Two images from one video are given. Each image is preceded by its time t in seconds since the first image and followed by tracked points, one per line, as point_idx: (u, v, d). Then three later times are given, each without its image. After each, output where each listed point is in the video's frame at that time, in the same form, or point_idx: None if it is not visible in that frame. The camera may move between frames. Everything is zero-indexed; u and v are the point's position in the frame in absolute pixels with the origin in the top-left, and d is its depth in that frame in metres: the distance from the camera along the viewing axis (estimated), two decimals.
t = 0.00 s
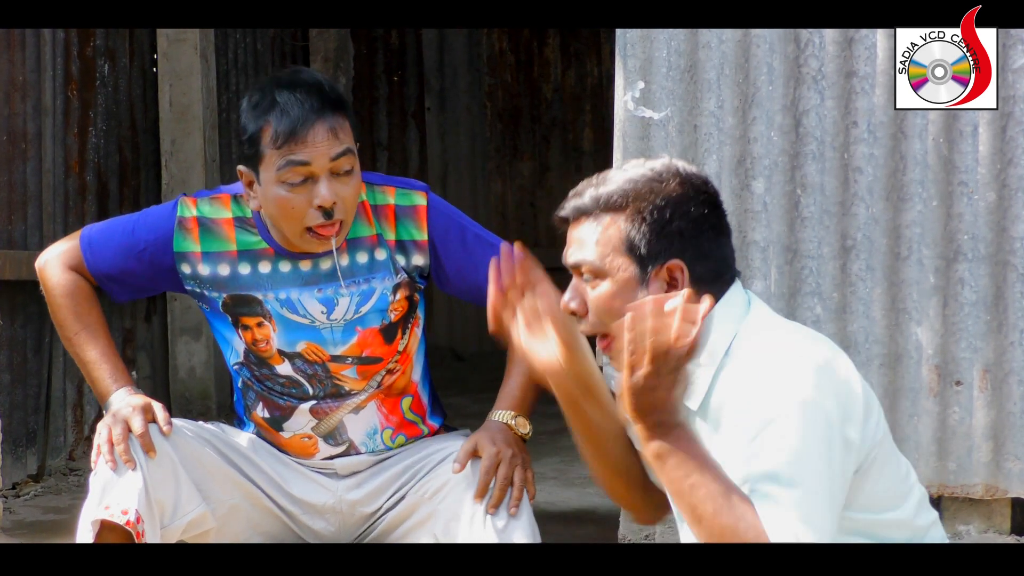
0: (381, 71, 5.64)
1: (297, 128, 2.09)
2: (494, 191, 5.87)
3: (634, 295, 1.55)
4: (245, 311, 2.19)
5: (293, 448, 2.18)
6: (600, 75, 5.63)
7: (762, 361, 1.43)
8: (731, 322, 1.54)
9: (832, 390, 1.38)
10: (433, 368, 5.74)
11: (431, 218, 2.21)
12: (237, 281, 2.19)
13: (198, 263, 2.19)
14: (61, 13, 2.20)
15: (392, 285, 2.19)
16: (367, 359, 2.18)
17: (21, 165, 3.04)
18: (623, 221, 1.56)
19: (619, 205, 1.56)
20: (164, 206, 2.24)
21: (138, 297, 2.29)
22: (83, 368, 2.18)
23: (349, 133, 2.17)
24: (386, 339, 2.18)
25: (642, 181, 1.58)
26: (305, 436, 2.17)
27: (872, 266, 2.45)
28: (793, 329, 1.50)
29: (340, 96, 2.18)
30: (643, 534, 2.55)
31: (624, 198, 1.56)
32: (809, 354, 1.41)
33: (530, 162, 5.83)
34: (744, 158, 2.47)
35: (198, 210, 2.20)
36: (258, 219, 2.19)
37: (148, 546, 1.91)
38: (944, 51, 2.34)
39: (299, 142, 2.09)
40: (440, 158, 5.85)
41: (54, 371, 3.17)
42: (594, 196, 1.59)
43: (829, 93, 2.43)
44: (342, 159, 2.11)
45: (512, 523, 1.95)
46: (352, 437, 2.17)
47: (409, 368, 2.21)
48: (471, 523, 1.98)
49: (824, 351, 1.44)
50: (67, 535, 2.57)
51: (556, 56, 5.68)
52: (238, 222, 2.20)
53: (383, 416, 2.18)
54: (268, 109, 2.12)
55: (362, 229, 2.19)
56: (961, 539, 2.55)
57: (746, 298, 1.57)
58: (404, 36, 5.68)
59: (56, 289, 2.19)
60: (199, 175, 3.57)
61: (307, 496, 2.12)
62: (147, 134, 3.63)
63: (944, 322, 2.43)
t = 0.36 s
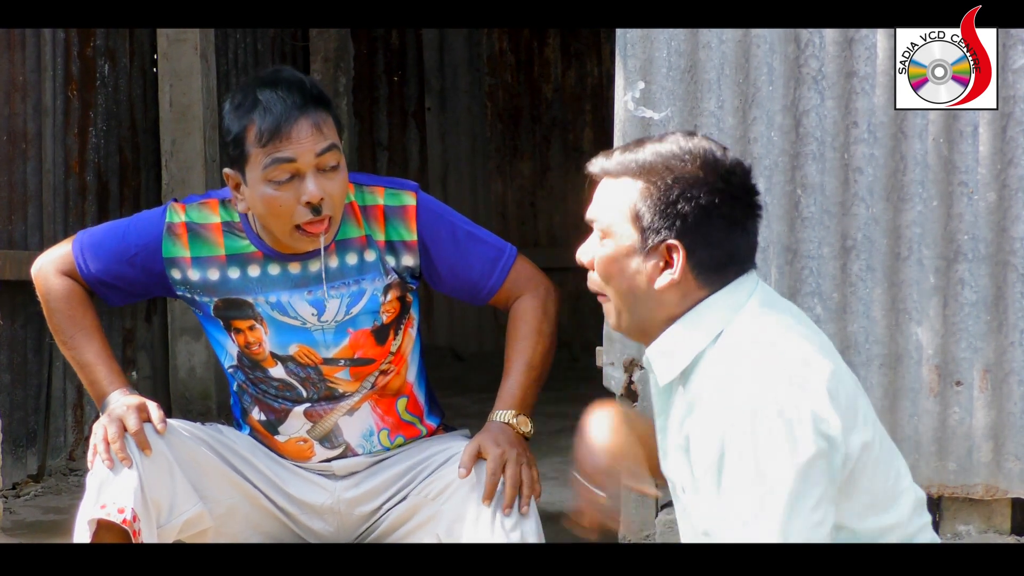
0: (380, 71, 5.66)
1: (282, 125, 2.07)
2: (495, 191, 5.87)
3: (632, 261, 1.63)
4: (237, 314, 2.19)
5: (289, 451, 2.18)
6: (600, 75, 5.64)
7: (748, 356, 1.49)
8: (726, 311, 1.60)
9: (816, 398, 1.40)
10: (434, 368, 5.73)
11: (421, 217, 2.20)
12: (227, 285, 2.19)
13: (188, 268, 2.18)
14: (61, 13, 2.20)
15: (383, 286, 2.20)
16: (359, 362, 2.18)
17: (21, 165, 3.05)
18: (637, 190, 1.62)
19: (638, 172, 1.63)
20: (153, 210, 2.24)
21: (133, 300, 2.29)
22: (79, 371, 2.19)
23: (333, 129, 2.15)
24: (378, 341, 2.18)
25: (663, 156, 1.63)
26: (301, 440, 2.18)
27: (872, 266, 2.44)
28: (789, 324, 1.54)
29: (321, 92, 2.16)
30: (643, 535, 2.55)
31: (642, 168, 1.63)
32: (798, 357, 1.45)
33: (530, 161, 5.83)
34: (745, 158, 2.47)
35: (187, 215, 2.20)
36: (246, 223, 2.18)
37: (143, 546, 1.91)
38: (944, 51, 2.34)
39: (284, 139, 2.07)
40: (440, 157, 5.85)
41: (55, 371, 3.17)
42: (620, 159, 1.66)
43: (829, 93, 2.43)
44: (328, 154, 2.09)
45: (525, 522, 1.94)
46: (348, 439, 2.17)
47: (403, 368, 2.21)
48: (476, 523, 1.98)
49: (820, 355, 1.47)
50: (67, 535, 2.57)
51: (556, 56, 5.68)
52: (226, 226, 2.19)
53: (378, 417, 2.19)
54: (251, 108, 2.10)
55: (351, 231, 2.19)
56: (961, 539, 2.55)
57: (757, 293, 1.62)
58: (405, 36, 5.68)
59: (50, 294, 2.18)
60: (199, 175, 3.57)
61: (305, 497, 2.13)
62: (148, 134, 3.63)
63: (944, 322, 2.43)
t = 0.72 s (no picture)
0: (381, 72, 5.69)
1: (278, 116, 2.09)
2: (495, 191, 5.86)
3: (610, 280, 1.63)
4: (231, 311, 2.19)
5: (285, 451, 2.18)
6: (600, 75, 5.58)
7: (727, 363, 1.50)
8: (710, 319, 1.61)
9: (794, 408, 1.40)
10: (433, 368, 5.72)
11: (415, 212, 2.20)
12: (221, 281, 2.18)
13: (182, 265, 2.18)
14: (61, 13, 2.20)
15: (377, 281, 2.19)
16: (354, 358, 2.18)
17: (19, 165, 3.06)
18: (610, 208, 1.62)
19: (609, 191, 1.63)
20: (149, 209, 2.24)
21: (131, 301, 2.29)
22: (76, 372, 2.19)
23: (328, 121, 2.17)
24: (373, 337, 2.18)
25: (635, 172, 1.63)
26: (296, 440, 2.18)
27: (872, 266, 2.44)
28: (773, 333, 1.55)
29: (317, 86, 2.18)
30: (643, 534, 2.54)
31: (613, 185, 1.63)
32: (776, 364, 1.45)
33: (530, 161, 5.80)
34: (745, 158, 2.47)
35: (181, 212, 2.20)
36: (240, 217, 2.19)
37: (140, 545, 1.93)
38: (944, 51, 2.34)
39: (281, 130, 2.09)
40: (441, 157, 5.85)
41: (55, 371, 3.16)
42: (591, 178, 1.66)
43: (829, 93, 2.43)
44: (323, 145, 2.12)
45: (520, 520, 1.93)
46: (343, 438, 2.17)
47: (398, 366, 2.21)
48: (468, 522, 1.96)
49: (802, 362, 1.47)
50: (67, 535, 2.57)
51: (556, 56, 5.62)
52: (220, 222, 2.19)
53: (374, 416, 2.19)
54: (246, 100, 2.11)
55: (345, 225, 2.19)
56: (961, 539, 2.55)
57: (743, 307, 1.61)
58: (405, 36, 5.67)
59: (45, 294, 2.18)
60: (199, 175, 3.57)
61: (302, 497, 2.13)
62: (148, 134, 3.58)
63: (944, 322, 2.43)
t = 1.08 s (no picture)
0: (380, 72, 5.64)
1: (278, 111, 2.07)
2: (495, 192, 5.86)
3: (609, 274, 1.59)
4: (230, 308, 2.19)
5: (283, 449, 2.18)
6: (601, 75, 5.65)
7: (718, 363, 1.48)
8: (708, 322, 1.57)
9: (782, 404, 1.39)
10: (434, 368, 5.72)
11: (412, 210, 2.21)
12: (219, 278, 2.18)
13: (180, 262, 2.18)
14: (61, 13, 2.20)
15: (374, 277, 2.20)
16: (352, 354, 2.18)
17: (21, 165, 3.03)
18: (612, 202, 1.59)
19: (614, 186, 1.59)
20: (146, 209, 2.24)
21: (131, 301, 2.29)
22: (77, 373, 2.19)
23: (327, 116, 2.16)
24: (371, 333, 2.18)
25: (638, 170, 1.58)
26: (295, 437, 2.18)
27: (872, 266, 2.45)
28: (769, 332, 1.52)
29: (314, 81, 2.15)
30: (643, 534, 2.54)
31: (619, 182, 1.59)
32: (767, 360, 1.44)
33: (530, 161, 5.81)
34: (745, 158, 2.47)
35: (178, 210, 2.20)
36: (237, 213, 2.19)
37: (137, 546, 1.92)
38: (944, 51, 2.30)
39: (280, 124, 2.07)
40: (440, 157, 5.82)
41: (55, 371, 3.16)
42: (599, 171, 1.63)
43: (829, 93, 2.43)
44: (322, 140, 2.10)
45: (505, 523, 1.93)
46: (341, 435, 2.17)
47: (396, 363, 2.21)
48: (456, 522, 1.96)
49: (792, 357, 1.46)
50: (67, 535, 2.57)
51: (556, 57, 5.69)
52: (217, 219, 2.19)
53: (372, 413, 2.19)
54: (246, 95, 2.10)
55: (343, 221, 2.19)
56: (961, 538, 2.55)
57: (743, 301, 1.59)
58: (406, 37, 5.68)
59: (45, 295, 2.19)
60: (199, 175, 3.57)
61: (300, 497, 2.13)
62: (148, 134, 3.60)
63: (944, 322, 2.43)
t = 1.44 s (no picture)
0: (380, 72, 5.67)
1: (256, 121, 2.04)
2: (495, 192, 5.85)
3: (610, 244, 1.66)
4: (222, 307, 2.18)
5: (276, 449, 2.19)
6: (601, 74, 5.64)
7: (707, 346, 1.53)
8: (704, 303, 1.61)
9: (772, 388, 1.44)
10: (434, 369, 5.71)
11: (417, 224, 2.20)
12: (212, 277, 2.17)
13: (175, 260, 2.18)
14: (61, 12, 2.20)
15: (367, 286, 2.18)
16: (341, 361, 2.17)
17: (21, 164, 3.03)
18: (619, 175, 1.65)
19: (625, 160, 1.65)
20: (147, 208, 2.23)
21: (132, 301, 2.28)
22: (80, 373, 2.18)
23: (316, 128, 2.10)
24: (361, 342, 2.17)
25: (650, 147, 1.63)
26: (286, 437, 2.18)
27: (872, 266, 2.45)
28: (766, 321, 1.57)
29: (309, 91, 2.10)
30: (643, 534, 2.53)
31: (629, 157, 1.65)
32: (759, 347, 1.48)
33: (530, 162, 5.81)
34: (745, 158, 2.47)
35: (176, 207, 2.19)
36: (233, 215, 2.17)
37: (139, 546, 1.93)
38: (944, 51, 2.32)
39: (257, 135, 2.04)
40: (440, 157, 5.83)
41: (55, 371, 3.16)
42: (612, 144, 1.69)
43: (829, 93, 2.43)
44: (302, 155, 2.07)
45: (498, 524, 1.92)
46: (332, 438, 2.18)
47: (388, 372, 2.20)
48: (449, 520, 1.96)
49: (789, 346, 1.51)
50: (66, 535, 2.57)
51: (556, 57, 5.69)
52: (214, 217, 2.18)
53: (360, 418, 2.19)
54: (232, 100, 2.07)
55: (339, 228, 2.18)
56: (961, 538, 2.55)
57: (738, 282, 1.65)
58: (406, 37, 5.68)
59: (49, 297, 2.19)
60: (199, 175, 3.57)
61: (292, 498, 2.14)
62: (147, 134, 3.61)
63: (944, 322, 2.43)
